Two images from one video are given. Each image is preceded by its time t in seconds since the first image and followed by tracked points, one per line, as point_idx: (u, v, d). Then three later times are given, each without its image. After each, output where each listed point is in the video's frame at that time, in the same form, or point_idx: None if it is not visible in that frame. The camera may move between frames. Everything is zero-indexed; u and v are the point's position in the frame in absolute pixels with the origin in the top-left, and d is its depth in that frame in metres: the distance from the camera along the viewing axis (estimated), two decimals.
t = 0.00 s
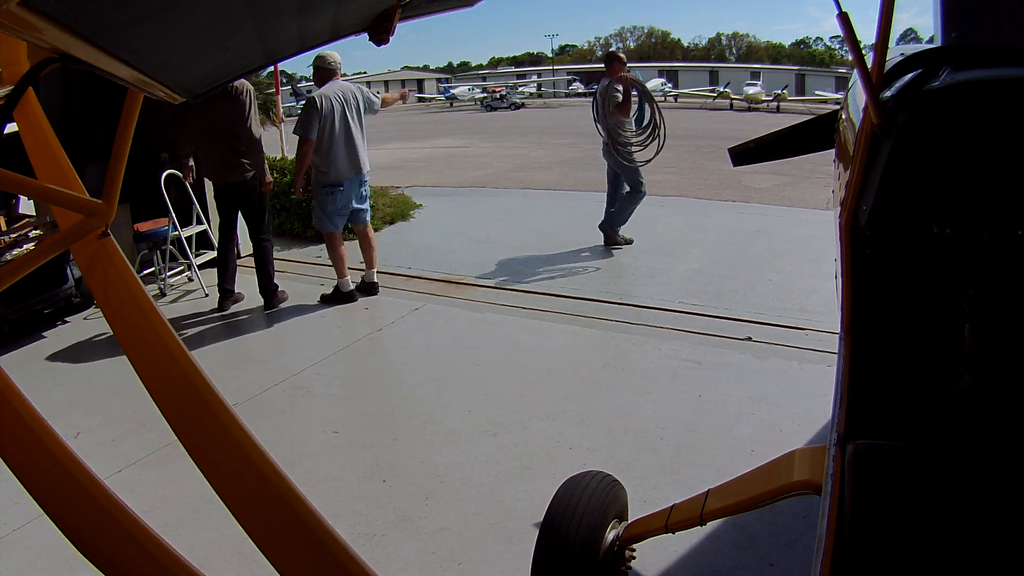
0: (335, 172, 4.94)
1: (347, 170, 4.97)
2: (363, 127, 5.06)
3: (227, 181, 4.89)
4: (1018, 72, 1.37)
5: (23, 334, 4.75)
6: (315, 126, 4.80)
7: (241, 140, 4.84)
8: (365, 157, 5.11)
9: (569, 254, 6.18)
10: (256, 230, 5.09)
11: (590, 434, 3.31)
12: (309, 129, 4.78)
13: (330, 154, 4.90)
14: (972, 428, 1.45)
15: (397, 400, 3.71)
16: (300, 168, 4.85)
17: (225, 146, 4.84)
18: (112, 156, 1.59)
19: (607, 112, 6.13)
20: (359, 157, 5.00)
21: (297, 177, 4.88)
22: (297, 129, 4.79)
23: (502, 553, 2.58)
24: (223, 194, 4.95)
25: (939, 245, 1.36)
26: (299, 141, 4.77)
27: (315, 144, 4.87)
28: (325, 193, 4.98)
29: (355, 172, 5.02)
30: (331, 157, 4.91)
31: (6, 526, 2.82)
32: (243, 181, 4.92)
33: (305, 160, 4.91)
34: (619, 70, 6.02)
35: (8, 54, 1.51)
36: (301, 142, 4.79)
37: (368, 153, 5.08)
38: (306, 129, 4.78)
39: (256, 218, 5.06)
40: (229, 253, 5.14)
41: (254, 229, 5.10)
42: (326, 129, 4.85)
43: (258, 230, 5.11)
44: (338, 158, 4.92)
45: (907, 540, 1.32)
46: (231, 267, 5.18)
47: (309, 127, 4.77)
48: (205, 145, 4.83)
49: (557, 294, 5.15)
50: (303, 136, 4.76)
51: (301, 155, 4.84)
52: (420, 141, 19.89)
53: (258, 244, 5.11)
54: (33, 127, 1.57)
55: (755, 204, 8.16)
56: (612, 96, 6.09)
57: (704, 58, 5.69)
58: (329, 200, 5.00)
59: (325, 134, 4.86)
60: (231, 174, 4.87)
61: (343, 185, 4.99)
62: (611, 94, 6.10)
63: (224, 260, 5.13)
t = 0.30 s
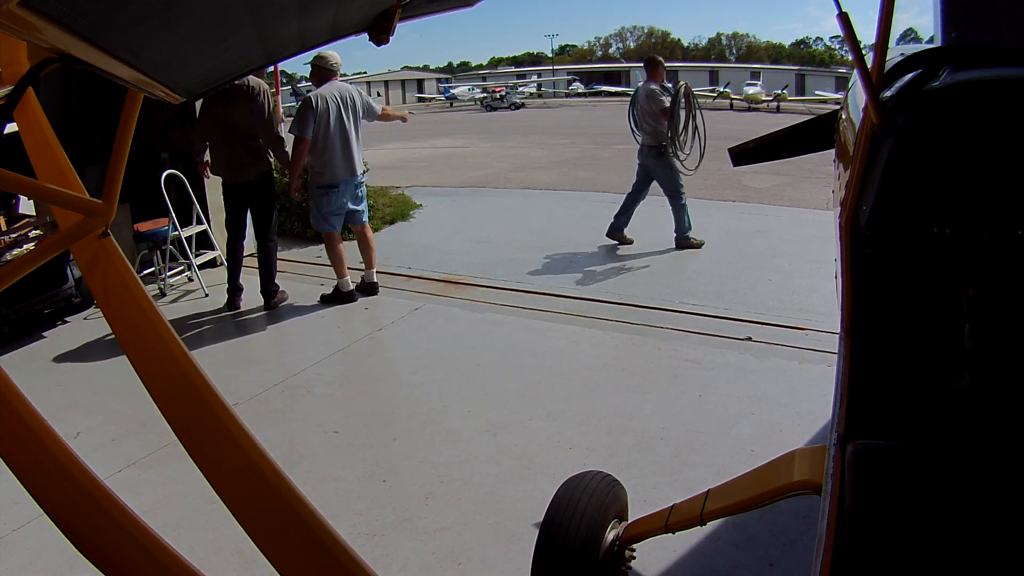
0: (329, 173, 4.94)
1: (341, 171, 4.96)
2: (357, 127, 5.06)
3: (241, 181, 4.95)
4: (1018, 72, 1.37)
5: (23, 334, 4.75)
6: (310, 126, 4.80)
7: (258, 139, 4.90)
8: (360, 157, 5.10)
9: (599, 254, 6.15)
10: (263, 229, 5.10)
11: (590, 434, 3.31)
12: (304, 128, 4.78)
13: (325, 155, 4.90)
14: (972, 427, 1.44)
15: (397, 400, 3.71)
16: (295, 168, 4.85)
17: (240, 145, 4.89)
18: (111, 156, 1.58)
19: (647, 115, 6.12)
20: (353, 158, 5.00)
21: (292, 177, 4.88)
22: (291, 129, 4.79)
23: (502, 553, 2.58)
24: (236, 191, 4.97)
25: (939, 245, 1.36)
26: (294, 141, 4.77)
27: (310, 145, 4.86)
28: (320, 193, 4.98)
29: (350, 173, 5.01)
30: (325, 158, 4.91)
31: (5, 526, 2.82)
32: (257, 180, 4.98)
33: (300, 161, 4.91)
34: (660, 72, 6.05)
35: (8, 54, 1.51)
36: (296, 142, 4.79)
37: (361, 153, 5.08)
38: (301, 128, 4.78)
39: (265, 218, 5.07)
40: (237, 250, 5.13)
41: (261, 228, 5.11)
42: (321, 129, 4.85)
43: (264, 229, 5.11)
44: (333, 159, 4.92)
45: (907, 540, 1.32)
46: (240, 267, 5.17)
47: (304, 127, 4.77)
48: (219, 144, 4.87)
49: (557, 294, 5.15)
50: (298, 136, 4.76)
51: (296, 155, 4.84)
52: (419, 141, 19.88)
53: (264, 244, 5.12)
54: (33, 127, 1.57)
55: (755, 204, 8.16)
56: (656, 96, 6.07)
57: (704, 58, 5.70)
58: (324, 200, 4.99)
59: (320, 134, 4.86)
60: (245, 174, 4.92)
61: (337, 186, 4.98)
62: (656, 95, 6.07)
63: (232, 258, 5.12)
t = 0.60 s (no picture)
0: (329, 172, 4.94)
1: (340, 171, 4.96)
2: (355, 128, 5.07)
3: (250, 180, 4.94)
4: (1018, 72, 1.37)
5: (23, 334, 4.75)
6: (310, 125, 4.80)
7: (268, 139, 4.92)
8: (357, 157, 5.11)
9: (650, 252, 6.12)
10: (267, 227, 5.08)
11: (590, 434, 3.31)
12: (305, 127, 4.77)
13: (323, 155, 4.90)
14: (972, 428, 1.44)
15: (397, 400, 3.71)
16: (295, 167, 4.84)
17: (249, 143, 4.88)
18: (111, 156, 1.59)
19: (687, 111, 6.06)
20: (350, 158, 5.01)
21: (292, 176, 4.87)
22: (292, 128, 4.78)
23: (502, 553, 2.58)
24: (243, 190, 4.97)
25: (939, 245, 1.36)
26: (295, 140, 4.76)
27: (309, 144, 4.86)
28: (319, 193, 4.97)
29: (349, 173, 5.02)
30: (324, 158, 4.91)
31: (5, 526, 2.82)
32: (266, 179, 4.97)
33: (299, 161, 4.91)
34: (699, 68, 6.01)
35: (8, 54, 1.51)
36: (297, 140, 4.79)
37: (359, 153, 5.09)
38: (302, 127, 4.77)
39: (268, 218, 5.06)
40: (241, 250, 5.13)
41: (265, 229, 5.09)
42: (321, 128, 4.85)
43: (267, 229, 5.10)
44: (333, 158, 4.92)
45: (907, 540, 1.32)
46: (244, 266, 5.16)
47: (305, 125, 4.76)
48: (227, 143, 4.87)
49: (557, 294, 5.15)
50: (298, 134, 4.75)
51: (296, 154, 4.84)
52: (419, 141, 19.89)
53: (266, 244, 5.10)
54: (33, 127, 1.57)
55: (755, 204, 8.16)
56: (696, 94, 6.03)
57: (705, 58, 5.69)
58: (323, 200, 4.99)
59: (320, 133, 4.86)
60: (255, 173, 4.92)
61: (335, 187, 4.98)
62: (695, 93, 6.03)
63: (235, 258, 5.12)
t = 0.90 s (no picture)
0: (328, 172, 4.93)
1: (340, 171, 4.96)
2: (353, 129, 5.07)
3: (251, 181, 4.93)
4: (1018, 72, 1.37)
5: (23, 334, 4.75)
6: (312, 124, 4.80)
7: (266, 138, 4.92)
8: (356, 158, 5.11)
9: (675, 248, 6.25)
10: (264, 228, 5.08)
11: (590, 434, 3.31)
12: (307, 126, 4.77)
13: (323, 155, 4.90)
14: (973, 428, 1.44)
15: (397, 400, 3.71)
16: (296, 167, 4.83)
17: (250, 143, 4.88)
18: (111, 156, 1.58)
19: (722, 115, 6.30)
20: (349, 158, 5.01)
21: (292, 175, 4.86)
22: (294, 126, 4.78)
23: (502, 553, 2.58)
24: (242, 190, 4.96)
25: (939, 245, 1.36)
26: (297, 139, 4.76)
27: (310, 144, 4.86)
28: (318, 193, 4.97)
29: (348, 173, 5.02)
30: (324, 158, 4.91)
31: (5, 526, 2.81)
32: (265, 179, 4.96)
33: (299, 160, 4.90)
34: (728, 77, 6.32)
35: (8, 54, 1.51)
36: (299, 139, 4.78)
37: (358, 154, 5.09)
38: (303, 127, 4.77)
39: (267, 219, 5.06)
40: (248, 248, 5.12)
41: (267, 229, 5.10)
42: (322, 127, 4.85)
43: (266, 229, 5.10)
44: (333, 158, 4.92)
45: (907, 540, 1.32)
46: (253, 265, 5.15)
47: (307, 124, 4.76)
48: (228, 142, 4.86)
49: (558, 294, 5.15)
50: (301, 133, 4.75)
51: (297, 153, 4.83)
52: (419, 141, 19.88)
53: (267, 244, 5.11)
54: (33, 127, 1.57)
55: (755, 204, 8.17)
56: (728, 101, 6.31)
57: (705, 58, 5.69)
58: (322, 200, 4.98)
59: (321, 133, 4.86)
60: (254, 173, 4.91)
61: (334, 187, 4.98)
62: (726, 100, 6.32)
63: (244, 256, 5.11)
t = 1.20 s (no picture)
0: (328, 173, 4.93)
1: (340, 171, 4.96)
2: (353, 130, 5.07)
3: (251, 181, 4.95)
4: (1019, 72, 1.37)
5: (23, 334, 4.75)
6: (313, 124, 4.79)
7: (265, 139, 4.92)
8: (355, 158, 5.12)
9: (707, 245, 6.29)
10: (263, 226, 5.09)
11: (590, 434, 3.31)
12: (307, 126, 4.77)
13: (323, 155, 4.90)
14: (974, 429, 1.44)
15: (397, 400, 3.71)
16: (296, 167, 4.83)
17: (250, 144, 4.88)
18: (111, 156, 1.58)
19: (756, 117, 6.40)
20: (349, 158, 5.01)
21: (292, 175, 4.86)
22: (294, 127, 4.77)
23: (502, 553, 2.58)
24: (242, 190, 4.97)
25: (939, 245, 1.36)
26: (297, 139, 4.76)
27: (310, 144, 4.85)
28: (318, 193, 4.97)
29: (348, 173, 5.02)
30: (324, 158, 4.91)
31: (5, 526, 2.81)
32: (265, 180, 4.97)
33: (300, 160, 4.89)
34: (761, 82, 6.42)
35: (8, 54, 1.51)
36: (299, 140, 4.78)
37: (357, 153, 5.09)
38: (304, 127, 4.77)
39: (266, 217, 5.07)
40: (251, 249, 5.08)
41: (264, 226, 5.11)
42: (322, 127, 4.85)
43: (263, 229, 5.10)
44: (333, 158, 4.91)
45: (907, 540, 1.32)
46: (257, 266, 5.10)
47: (307, 125, 4.76)
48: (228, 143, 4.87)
49: (557, 294, 5.15)
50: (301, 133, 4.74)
51: (297, 153, 4.83)
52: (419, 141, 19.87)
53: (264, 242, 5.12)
54: (33, 127, 1.57)
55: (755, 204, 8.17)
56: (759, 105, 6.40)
57: (705, 58, 5.69)
58: (322, 200, 4.98)
59: (321, 133, 4.86)
60: (254, 173, 4.92)
61: (334, 187, 4.98)
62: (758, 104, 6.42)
63: (248, 258, 5.05)
